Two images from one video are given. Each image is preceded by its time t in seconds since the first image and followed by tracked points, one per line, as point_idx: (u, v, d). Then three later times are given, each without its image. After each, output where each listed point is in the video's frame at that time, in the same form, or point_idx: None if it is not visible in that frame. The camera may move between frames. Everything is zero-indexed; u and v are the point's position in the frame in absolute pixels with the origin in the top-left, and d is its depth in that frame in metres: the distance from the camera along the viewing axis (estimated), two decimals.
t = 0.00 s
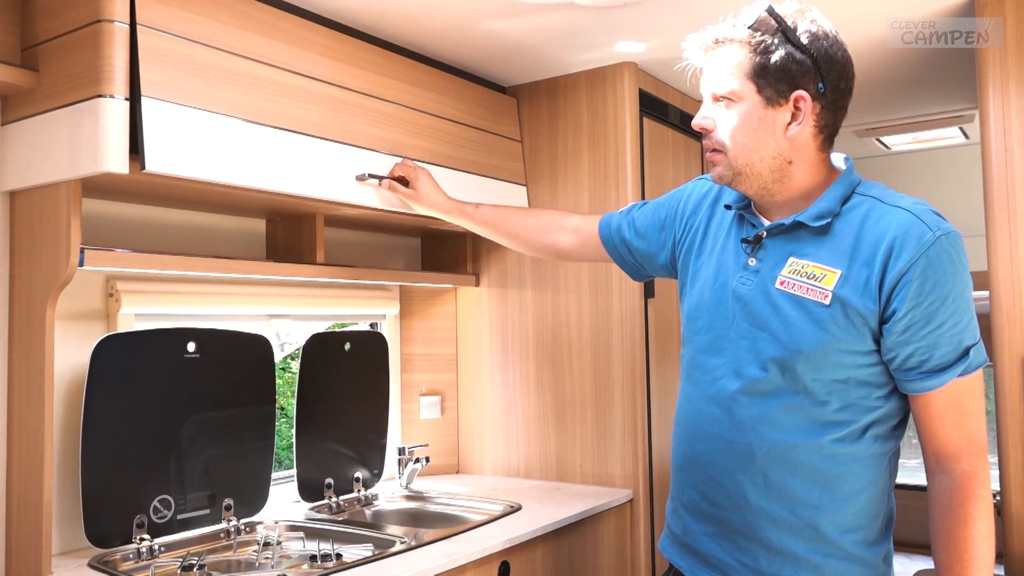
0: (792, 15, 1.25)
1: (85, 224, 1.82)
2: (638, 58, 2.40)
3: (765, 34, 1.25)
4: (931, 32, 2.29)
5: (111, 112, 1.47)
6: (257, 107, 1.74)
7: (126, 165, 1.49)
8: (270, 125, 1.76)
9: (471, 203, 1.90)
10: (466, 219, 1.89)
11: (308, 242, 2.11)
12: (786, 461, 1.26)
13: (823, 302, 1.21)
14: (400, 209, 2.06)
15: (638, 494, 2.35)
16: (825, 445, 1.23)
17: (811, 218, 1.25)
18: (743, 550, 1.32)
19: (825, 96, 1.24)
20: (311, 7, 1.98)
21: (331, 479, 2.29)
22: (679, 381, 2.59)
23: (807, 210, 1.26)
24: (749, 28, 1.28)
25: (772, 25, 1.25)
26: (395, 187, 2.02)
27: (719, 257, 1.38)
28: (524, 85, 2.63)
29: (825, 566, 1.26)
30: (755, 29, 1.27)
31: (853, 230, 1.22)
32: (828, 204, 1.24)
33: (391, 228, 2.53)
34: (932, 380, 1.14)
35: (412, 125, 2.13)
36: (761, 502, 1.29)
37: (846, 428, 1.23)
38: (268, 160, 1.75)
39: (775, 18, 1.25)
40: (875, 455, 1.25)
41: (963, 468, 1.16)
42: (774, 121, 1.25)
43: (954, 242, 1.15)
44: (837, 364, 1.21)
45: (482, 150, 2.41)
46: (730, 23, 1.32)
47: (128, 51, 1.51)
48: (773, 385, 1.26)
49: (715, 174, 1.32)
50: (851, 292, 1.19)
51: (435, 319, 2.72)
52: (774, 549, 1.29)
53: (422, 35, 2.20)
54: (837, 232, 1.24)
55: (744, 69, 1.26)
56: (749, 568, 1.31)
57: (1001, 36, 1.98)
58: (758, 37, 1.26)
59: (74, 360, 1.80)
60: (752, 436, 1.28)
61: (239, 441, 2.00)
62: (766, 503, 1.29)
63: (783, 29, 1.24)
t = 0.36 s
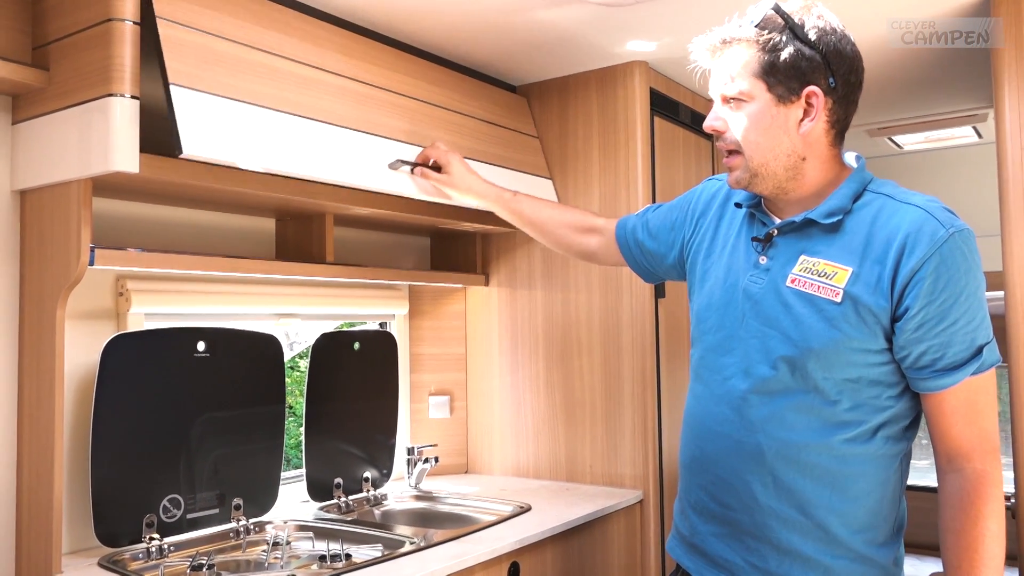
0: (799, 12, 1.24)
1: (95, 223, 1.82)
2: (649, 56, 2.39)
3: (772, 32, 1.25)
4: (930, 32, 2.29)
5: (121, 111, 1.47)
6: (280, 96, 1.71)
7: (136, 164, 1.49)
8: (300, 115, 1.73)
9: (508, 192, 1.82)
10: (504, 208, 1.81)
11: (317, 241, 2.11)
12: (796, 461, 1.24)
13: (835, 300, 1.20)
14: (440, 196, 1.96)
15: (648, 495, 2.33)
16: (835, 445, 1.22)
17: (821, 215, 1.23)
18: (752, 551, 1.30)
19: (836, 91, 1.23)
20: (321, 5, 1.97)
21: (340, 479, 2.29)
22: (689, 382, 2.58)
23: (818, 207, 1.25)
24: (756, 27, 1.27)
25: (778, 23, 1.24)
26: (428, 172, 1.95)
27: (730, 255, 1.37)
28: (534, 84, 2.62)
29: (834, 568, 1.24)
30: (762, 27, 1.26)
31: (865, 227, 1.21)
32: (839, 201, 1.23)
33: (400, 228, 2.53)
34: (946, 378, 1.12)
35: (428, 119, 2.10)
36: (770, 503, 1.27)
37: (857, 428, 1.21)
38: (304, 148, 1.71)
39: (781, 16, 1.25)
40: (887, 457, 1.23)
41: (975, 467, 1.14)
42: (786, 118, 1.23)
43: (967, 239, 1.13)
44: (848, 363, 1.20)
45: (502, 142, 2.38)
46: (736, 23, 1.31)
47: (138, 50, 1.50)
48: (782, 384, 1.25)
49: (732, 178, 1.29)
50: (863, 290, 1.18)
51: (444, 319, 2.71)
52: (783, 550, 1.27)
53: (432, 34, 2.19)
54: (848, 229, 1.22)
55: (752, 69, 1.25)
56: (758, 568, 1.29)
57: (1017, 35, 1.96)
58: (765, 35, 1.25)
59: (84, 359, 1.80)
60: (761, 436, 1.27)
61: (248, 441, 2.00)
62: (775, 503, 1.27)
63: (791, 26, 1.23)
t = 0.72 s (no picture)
0: (781, 15, 1.27)
1: (103, 222, 1.82)
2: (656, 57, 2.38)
3: (755, 37, 1.27)
4: (930, 32, 2.27)
5: (130, 110, 1.48)
6: (314, 65, 1.72)
7: (145, 163, 1.49)
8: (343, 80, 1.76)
9: (556, 160, 1.81)
10: (549, 176, 1.81)
11: (324, 241, 2.11)
12: (781, 462, 1.28)
13: (821, 303, 1.23)
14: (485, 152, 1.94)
15: (654, 496, 2.33)
16: (820, 447, 1.25)
17: (812, 217, 1.27)
18: (738, 550, 1.34)
19: (824, 89, 1.24)
20: (329, 6, 1.98)
21: (347, 479, 2.29)
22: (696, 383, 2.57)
23: (810, 210, 1.28)
24: (738, 32, 1.30)
25: (760, 27, 1.27)
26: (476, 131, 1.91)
27: (728, 257, 1.41)
28: (542, 85, 2.62)
29: (816, 568, 1.28)
30: (745, 33, 1.29)
31: (855, 232, 1.23)
32: (831, 203, 1.26)
33: (407, 228, 2.53)
34: (932, 385, 1.13)
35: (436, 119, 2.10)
36: (754, 502, 1.32)
37: (843, 431, 1.24)
38: (356, 103, 1.73)
39: (763, 20, 1.27)
40: (873, 461, 1.26)
41: (965, 476, 1.15)
42: (774, 120, 1.25)
43: (956, 245, 1.14)
44: (834, 365, 1.23)
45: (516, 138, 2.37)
46: (722, 29, 1.34)
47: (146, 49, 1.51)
48: (770, 385, 1.29)
49: (724, 179, 1.33)
50: (849, 293, 1.21)
51: (451, 319, 2.70)
52: (767, 550, 1.31)
53: (439, 35, 2.19)
54: (838, 233, 1.25)
55: (738, 73, 1.27)
56: (742, 567, 1.34)
57: None
58: (748, 40, 1.28)
59: (92, 358, 1.80)
60: (747, 436, 1.31)
61: (254, 440, 2.00)
62: (760, 503, 1.31)
63: (772, 30, 1.26)
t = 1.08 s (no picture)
0: (778, 31, 1.29)
1: (118, 230, 1.84)
2: (667, 67, 2.39)
3: (750, 53, 1.30)
4: (931, 32, 2.20)
5: (146, 120, 1.49)
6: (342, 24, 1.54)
7: (160, 173, 1.51)
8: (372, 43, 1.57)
9: (585, 137, 1.85)
10: (576, 155, 1.85)
11: (336, 250, 2.11)
12: (770, 470, 1.31)
13: (813, 313, 1.26)
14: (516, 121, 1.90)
15: (665, 507, 2.32)
16: (809, 456, 1.28)
17: (809, 229, 1.29)
18: (728, 555, 1.38)
19: (818, 104, 1.25)
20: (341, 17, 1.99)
21: (357, 487, 2.29)
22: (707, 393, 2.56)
23: (808, 221, 1.30)
24: (737, 46, 1.33)
25: (756, 43, 1.30)
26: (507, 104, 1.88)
27: (730, 265, 1.44)
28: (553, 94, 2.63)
29: None
30: (742, 48, 1.32)
31: (850, 245, 1.26)
32: (829, 216, 1.28)
33: (418, 237, 2.54)
34: (919, 402, 1.13)
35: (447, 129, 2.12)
36: (743, 509, 1.35)
37: (833, 443, 1.26)
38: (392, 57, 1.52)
39: (759, 35, 1.30)
40: (863, 473, 1.28)
41: (953, 493, 1.15)
42: (767, 135, 1.28)
43: (950, 261, 1.15)
44: (825, 377, 1.25)
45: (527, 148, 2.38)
46: (725, 42, 1.36)
47: (162, 60, 1.52)
48: (762, 394, 1.32)
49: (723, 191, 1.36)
50: (840, 305, 1.23)
51: (462, 328, 2.70)
52: (755, 555, 1.35)
53: (451, 45, 2.20)
54: (833, 245, 1.28)
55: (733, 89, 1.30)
56: (732, 572, 1.38)
57: None
58: (744, 56, 1.31)
59: (106, 365, 1.81)
60: (738, 443, 1.34)
61: (266, 449, 2.01)
62: (749, 511, 1.34)
63: (767, 46, 1.28)
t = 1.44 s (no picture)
0: (777, 45, 1.29)
1: (128, 238, 1.85)
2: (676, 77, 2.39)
3: (748, 67, 1.32)
4: (931, 32, 2.12)
5: (157, 127, 1.50)
6: None
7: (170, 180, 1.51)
8: None
9: (600, 137, 1.86)
10: (590, 153, 1.85)
11: (344, 258, 2.12)
12: (766, 476, 1.30)
13: (809, 319, 1.25)
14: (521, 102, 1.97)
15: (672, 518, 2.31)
16: (806, 463, 1.27)
17: (807, 235, 1.29)
18: (726, 561, 1.38)
19: (811, 118, 1.25)
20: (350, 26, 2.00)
21: (363, 496, 2.28)
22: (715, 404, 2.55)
23: (806, 228, 1.30)
24: (738, 61, 1.34)
25: (754, 57, 1.31)
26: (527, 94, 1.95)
27: (730, 271, 1.44)
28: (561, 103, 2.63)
29: None
30: (742, 62, 1.34)
31: (847, 252, 1.25)
32: (828, 223, 1.28)
33: (425, 246, 2.54)
34: (914, 411, 1.13)
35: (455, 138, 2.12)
36: (740, 516, 1.34)
37: (831, 451, 1.26)
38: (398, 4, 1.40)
39: (758, 50, 1.31)
40: (861, 483, 1.26)
41: (948, 504, 1.14)
42: (762, 148, 1.29)
43: (947, 269, 1.14)
44: (820, 383, 1.24)
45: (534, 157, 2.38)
46: (728, 54, 1.38)
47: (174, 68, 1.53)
48: (759, 399, 1.31)
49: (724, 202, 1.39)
50: (836, 311, 1.23)
51: (469, 337, 2.70)
52: (753, 563, 1.34)
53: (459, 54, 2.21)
54: (831, 251, 1.27)
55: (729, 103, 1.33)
56: None
57: None
58: (742, 70, 1.33)
59: (113, 372, 1.81)
60: (736, 449, 1.34)
61: (273, 456, 2.00)
62: (746, 517, 1.34)
63: (763, 60, 1.29)
